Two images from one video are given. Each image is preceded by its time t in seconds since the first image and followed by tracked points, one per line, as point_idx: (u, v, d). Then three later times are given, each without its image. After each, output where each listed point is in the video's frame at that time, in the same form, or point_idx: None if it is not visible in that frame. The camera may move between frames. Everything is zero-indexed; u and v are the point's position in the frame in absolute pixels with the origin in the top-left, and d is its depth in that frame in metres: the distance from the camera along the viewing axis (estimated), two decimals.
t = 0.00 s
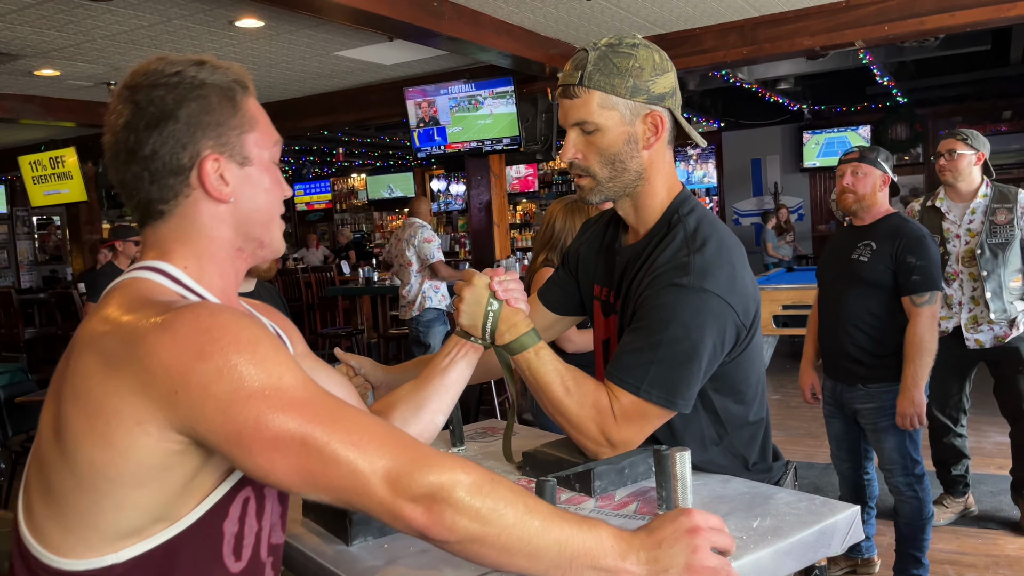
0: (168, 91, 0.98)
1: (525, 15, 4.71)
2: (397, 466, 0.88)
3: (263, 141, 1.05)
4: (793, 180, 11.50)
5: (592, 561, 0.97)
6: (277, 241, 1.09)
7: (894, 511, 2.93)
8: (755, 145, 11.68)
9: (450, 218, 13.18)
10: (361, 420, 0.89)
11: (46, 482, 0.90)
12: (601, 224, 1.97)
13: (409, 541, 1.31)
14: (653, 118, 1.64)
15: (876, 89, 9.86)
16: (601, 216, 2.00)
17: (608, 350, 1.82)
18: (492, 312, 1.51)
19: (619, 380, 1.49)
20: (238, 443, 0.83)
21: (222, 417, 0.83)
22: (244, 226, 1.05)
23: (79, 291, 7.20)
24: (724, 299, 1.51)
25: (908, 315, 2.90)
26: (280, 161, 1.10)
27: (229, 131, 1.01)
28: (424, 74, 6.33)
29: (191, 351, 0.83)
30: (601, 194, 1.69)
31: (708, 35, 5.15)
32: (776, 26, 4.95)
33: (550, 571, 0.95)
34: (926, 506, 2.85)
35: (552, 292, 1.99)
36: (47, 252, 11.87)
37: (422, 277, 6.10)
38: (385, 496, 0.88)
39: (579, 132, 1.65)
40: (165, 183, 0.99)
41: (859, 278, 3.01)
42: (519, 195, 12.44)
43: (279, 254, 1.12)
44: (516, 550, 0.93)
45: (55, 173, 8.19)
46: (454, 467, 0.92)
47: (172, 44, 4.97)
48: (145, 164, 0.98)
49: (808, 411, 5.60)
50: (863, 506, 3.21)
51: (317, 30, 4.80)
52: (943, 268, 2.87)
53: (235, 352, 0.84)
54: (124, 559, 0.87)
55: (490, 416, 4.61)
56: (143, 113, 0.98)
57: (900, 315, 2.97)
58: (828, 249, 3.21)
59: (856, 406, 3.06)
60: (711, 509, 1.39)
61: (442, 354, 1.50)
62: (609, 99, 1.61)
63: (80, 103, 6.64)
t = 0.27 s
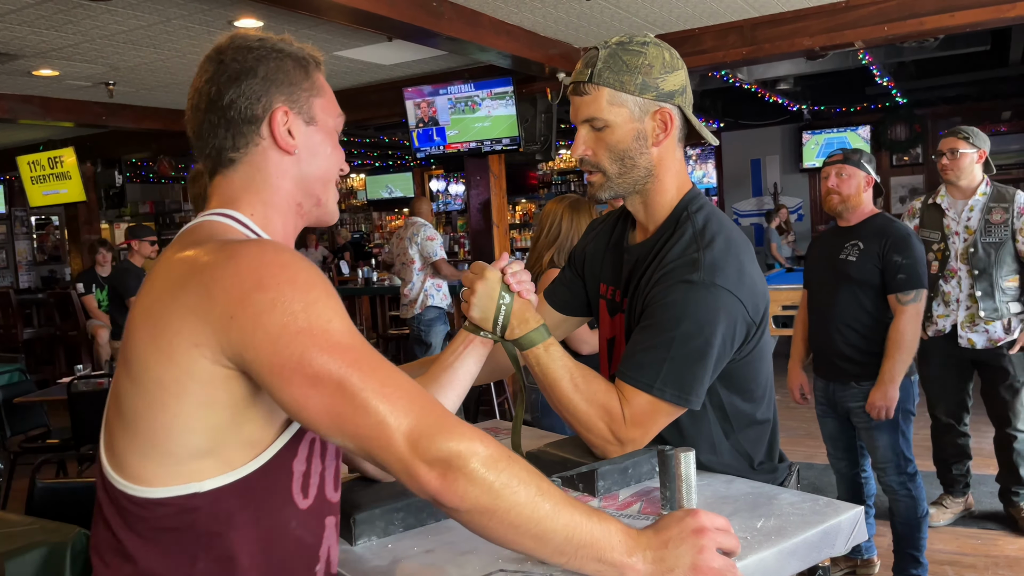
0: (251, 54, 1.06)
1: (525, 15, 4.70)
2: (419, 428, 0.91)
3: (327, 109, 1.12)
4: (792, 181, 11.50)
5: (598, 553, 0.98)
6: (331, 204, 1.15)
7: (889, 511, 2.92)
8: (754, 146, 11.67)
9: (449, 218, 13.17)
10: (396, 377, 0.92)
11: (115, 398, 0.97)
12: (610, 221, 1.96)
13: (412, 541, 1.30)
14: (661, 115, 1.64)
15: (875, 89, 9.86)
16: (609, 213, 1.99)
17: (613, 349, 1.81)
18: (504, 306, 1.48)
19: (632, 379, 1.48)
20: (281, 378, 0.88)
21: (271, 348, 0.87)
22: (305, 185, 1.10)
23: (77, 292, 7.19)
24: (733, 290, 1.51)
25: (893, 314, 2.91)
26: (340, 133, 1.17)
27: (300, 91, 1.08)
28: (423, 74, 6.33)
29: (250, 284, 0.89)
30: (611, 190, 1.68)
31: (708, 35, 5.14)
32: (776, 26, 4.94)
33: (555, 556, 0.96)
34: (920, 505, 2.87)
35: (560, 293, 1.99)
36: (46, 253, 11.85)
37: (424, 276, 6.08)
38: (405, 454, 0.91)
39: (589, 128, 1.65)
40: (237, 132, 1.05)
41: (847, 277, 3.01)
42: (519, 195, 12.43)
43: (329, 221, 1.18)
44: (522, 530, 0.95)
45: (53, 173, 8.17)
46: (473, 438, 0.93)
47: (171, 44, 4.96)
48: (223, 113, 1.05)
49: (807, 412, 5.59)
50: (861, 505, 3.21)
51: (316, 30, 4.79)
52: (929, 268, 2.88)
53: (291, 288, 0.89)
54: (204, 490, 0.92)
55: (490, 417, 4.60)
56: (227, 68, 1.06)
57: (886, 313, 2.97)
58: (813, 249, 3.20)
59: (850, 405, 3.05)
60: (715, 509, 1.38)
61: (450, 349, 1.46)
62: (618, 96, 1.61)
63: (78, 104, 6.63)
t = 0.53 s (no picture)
0: (244, 58, 1.10)
1: (524, 15, 4.69)
2: (439, 401, 0.91)
3: (320, 101, 1.14)
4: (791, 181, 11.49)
5: (606, 545, 0.98)
6: (338, 191, 1.17)
7: (889, 510, 2.92)
8: (753, 146, 11.67)
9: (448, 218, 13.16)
10: (419, 353, 0.93)
11: (153, 367, 0.99)
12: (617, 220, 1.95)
13: (418, 539, 1.30)
14: (661, 115, 1.63)
15: (874, 89, 9.85)
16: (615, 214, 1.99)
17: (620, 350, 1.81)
18: (508, 298, 1.47)
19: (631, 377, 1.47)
20: (310, 343, 0.89)
21: (305, 311, 0.89)
22: (310, 176, 1.13)
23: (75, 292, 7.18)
24: (736, 286, 1.50)
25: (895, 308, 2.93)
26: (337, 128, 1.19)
27: (289, 87, 1.11)
28: (423, 74, 6.33)
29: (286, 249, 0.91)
30: (612, 190, 1.67)
31: (707, 35, 5.14)
32: (776, 26, 4.94)
33: (562, 544, 0.96)
34: (919, 503, 2.87)
35: (566, 297, 1.97)
36: (45, 252, 11.84)
37: (426, 273, 6.09)
38: (422, 428, 0.91)
39: (589, 130, 1.64)
40: (241, 127, 1.08)
41: (845, 275, 3.02)
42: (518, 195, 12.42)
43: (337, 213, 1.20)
44: (530, 516, 0.94)
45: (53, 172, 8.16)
46: (488, 417, 0.93)
47: (170, 44, 4.96)
48: (221, 117, 1.09)
49: (807, 412, 5.59)
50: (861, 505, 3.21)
51: (316, 30, 4.79)
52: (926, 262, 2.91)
53: (325, 256, 0.91)
54: (251, 461, 0.93)
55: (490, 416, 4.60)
56: (221, 76, 1.10)
57: (885, 310, 2.98)
58: (806, 254, 3.22)
59: (850, 404, 3.04)
60: (720, 508, 1.38)
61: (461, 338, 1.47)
62: (617, 97, 1.60)
63: (77, 103, 6.62)
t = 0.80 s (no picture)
0: (194, 56, 1.06)
1: (523, 15, 4.70)
2: (424, 420, 0.90)
3: (275, 97, 1.11)
4: (791, 180, 11.49)
5: (604, 552, 0.98)
6: (302, 191, 1.14)
7: (889, 509, 2.93)
8: (753, 145, 11.68)
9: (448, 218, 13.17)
10: (402, 369, 0.91)
11: (129, 405, 0.97)
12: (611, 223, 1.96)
13: (415, 539, 1.30)
14: (651, 113, 1.63)
15: (874, 89, 9.87)
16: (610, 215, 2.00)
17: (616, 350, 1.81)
18: (496, 307, 1.42)
19: (621, 376, 1.46)
20: (289, 374, 0.88)
21: (280, 344, 0.87)
22: (272, 177, 1.10)
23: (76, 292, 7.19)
24: (728, 292, 1.50)
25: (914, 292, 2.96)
26: (295, 123, 1.16)
27: (242, 85, 1.07)
28: (422, 74, 6.33)
29: (255, 280, 0.89)
30: (602, 187, 1.68)
31: (706, 35, 5.15)
32: (775, 26, 4.94)
33: (559, 553, 0.96)
34: (919, 502, 2.88)
35: (565, 292, 1.98)
36: (45, 252, 11.84)
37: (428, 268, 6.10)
38: (410, 448, 0.89)
39: (580, 126, 1.65)
40: (197, 136, 1.05)
41: (845, 274, 3.02)
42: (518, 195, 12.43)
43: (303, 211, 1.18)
44: (526, 527, 0.94)
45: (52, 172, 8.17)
46: (477, 433, 0.92)
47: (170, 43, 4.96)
48: (173, 124, 1.05)
49: (806, 411, 5.60)
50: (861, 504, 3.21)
51: (315, 30, 4.79)
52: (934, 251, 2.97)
53: (299, 284, 0.89)
54: (236, 492, 0.93)
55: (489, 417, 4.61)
56: (165, 79, 1.05)
57: (890, 308, 2.98)
58: (803, 247, 3.23)
59: (852, 404, 3.04)
60: (716, 508, 1.39)
61: (444, 343, 1.40)
62: (608, 93, 1.61)
63: (77, 103, 6.63)
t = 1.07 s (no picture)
0: (137, 52, 1.00)
1: (523, 14, 4.70)
2: (413, 437, 0.87)
3: (229, 93, 1.06)
4: (791, 180, 11.47)
5: (605, 556, 0.97)
6: (264, 192, 1.10)
7: (890, 507, 2.93)
8: (752, 145, 11.68)
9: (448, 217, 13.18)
10: (387, 385, 0.88)
11: (92, 440, 0.92)
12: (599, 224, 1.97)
13: (411, 540, 1.31)
14: (638, 118, 1.64)
15: (873, 88, 9.87)
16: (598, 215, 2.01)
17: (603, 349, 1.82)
18: (471, 318, 1.43)
19: (602, 380, 1.48)
20: (272, 405, 0.84)
21: (259, 377, 0.84)
22: (231, 181, 1.05)
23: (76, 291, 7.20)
24: (715, 301, 1.50)
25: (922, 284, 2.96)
26: (252, 116, 1.10)
27: (192, 84, 1.01)
28: (421, 74, 6.34)
29: (229, 312, 0.84)
30: (589, 189, 1.70)
31: (706, 34, 5.15)
32: (775, 25, 4.94)
33: (560, 559, 0.95)
34: (921, 502, 2.88)
35: (554, 289, 1.99)
36: (45, 252, 11.84)
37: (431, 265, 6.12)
38: (403, 468, 0.87)
39: (568, 127, 1.66)
40: (149, 145, 1.00)
41: (846, 272, 3.03)
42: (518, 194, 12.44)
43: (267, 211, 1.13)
44: (526, 537, 0.92)
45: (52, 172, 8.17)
46: (474, 446, 0.90)
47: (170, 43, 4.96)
48: (119, 132, 1.00)
49: (806, 410, 5.60)
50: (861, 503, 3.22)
51: (315, 29, 4.79)
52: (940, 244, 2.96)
53: (271, 313, 0.84)
54: (202, 525, 0.89)
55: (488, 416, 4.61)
56: (107, 81, 1.00)
57: (893, 306, 2.98)
58: (804, 242, 3.24)
59: (853, 403, 3.04)
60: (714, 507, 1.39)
61: (419, 351, 1.49)
62: (598, 96, 1.61)
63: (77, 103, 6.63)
